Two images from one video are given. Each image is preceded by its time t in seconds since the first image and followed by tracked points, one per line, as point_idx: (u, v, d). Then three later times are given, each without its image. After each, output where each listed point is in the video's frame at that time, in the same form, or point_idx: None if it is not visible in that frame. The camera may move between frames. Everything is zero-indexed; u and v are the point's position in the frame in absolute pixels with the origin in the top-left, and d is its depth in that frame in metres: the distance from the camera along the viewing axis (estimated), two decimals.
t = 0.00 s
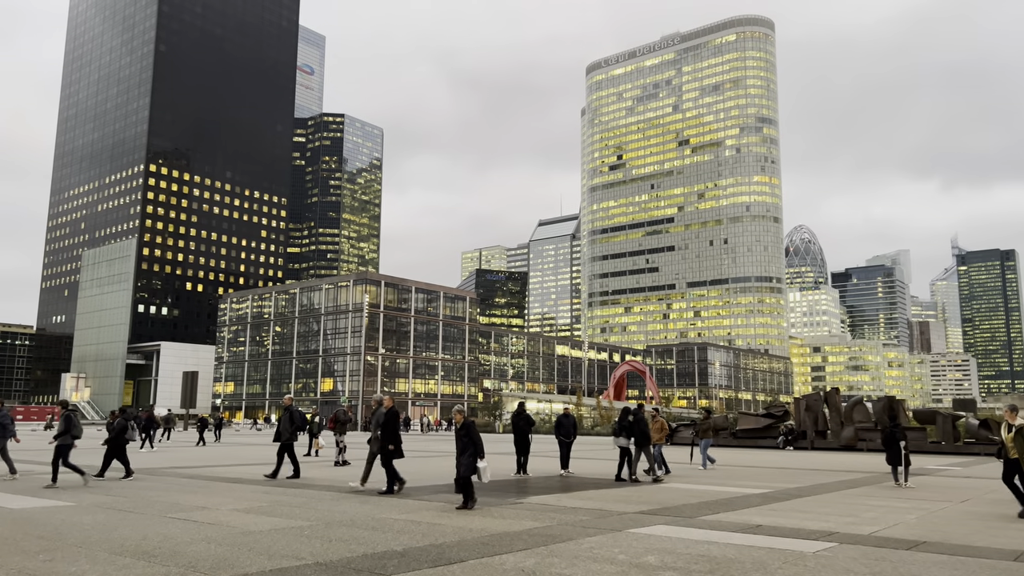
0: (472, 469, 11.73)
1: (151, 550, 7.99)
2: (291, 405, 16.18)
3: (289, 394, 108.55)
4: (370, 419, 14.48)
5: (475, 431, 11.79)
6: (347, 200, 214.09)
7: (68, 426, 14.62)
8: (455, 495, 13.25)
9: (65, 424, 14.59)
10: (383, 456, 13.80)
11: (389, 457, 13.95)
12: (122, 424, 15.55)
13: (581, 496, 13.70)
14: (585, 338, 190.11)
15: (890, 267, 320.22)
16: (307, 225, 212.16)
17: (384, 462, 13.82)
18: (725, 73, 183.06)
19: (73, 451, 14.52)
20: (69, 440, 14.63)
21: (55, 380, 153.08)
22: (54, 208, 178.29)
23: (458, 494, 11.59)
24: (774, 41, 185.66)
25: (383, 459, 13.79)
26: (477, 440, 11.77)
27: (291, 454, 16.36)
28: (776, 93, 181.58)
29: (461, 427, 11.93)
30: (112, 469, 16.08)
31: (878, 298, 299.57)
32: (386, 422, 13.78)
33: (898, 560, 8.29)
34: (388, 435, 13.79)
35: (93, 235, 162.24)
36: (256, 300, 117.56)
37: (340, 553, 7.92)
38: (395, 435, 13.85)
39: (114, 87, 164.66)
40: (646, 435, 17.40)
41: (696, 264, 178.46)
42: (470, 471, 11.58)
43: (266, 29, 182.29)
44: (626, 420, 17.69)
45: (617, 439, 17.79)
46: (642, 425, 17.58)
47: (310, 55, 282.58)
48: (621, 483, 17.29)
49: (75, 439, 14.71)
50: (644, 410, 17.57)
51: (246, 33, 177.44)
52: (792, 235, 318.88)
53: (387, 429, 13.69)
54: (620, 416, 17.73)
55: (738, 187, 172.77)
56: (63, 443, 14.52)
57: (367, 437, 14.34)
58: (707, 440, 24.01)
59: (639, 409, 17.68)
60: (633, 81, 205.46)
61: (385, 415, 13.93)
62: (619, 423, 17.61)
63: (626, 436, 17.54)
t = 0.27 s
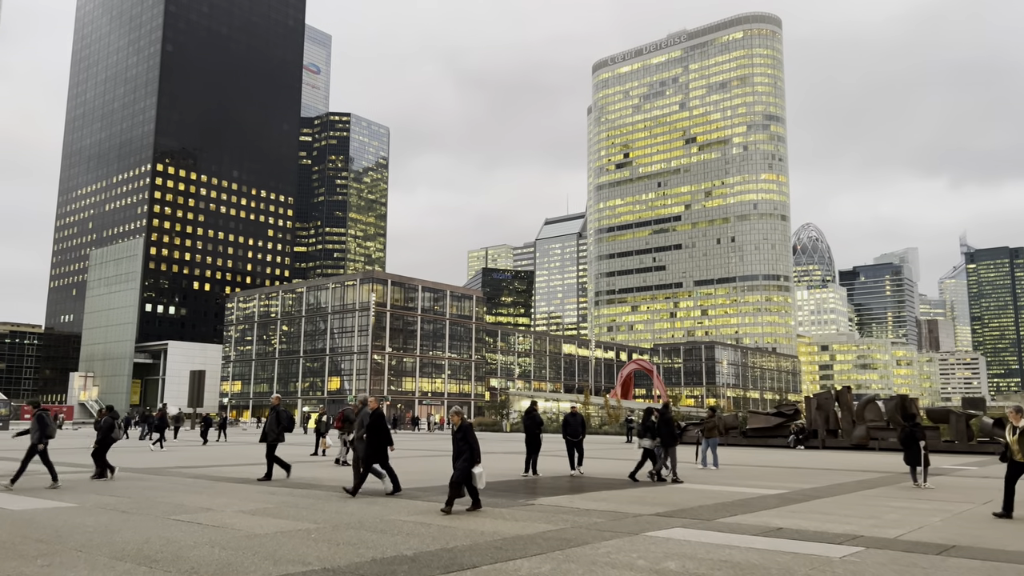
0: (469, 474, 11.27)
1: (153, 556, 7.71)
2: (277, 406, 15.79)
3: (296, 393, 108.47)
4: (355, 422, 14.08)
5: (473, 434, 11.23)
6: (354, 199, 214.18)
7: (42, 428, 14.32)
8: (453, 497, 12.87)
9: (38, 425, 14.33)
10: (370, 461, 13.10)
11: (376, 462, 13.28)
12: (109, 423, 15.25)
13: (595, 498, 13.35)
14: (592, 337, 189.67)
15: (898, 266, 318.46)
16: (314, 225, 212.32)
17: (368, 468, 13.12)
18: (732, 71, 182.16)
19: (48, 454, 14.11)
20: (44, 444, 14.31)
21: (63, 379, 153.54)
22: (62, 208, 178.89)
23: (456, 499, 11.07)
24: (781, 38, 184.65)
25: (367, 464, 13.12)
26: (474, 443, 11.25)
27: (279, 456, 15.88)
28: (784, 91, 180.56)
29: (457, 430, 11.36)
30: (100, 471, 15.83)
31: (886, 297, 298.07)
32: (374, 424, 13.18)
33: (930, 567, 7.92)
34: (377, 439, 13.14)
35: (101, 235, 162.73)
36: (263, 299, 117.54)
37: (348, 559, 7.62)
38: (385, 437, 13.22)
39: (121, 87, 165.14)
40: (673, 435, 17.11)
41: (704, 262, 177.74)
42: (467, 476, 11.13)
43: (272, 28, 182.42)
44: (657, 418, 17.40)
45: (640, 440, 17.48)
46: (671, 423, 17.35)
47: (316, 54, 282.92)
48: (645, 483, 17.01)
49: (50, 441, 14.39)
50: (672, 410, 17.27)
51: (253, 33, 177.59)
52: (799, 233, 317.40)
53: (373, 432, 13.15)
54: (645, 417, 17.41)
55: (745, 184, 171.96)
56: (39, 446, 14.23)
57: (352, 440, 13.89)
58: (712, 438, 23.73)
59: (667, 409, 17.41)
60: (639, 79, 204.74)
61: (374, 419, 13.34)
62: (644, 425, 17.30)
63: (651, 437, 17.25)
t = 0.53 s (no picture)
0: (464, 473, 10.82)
1: (155, 558, 7.46)
2: (264, 404, 15.57)
3: (304, 392, 108.42)
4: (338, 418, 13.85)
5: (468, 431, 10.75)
6: (361, 199, 214.35)
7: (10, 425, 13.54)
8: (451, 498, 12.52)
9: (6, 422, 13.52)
10: (349, 458, 12.85)
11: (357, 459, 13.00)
12: (94, 422, 14.93)
13: (607, 499, 13.03)
14: (600, 336, 189.14)
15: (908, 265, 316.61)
16: (322, 224, 212.57)
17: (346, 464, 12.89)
18: (740, 69, 181.28)
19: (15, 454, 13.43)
20: (10, 441, 13.52)
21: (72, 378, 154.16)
22: (71, 208, 179.68)
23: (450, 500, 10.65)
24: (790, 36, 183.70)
25: (347, 461, 12.91)
26: (471, 443, 10.79)
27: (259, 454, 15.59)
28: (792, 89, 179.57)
29: (451, 427, 10.87)
30: (75, 470, 15.44)
31: (895, 296, 296.29)
32: (355, 419, 12.97)
33: (960, 571, 7.61)
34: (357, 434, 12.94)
35: (109, 235, 163.36)
36: (271, 298, 117.56)
37: (356, 561, 7.33)
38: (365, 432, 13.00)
39: (129, 88, 165.77)
40: (698, 434, 16.93)
41: (712, 261, 176.95)
42: (462, 477, 10.69)
43: (280, 28, 182.74)
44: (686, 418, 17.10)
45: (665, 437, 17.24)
46: (696, 422, 17.17)
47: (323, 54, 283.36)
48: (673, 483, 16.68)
49: (18, 439, 13.58)
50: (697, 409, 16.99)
51: (261, 33, 177.89)
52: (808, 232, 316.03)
53: (355, 431, 12.93)
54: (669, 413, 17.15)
55: (754, 183, 171.13)
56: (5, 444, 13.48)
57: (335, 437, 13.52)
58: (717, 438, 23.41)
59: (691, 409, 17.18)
60: (647, 77, 204.06)
61: (355, 412, 13.14)
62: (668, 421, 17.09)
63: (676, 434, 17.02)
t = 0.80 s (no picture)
0: (456, 476, 10.39)
1: (151, 565, 7.15)
2: (247, 403, 15.09)
3: (312, 392, 108.44)
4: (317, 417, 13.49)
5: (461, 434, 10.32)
6: (368, 198, 214.51)
7: None
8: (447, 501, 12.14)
9: None
10: (331, 463, 12.50)
11: (337, 464, 12.67)
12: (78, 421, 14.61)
13: (619, 501, 12.70)
14: (607, 335, 188.67)
15: (917, 264, 314.56)
16: (329, 224, 212.69)
17: (327, 470, 12.55)
18: (748, 67, 180.40)
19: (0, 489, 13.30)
20: None
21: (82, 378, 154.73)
22: (79, 208, 180.37)
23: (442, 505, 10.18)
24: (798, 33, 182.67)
25: (326, 466, 12.55)
26: (463, 445, 10.37)
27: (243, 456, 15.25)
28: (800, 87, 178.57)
29: (443, 429, 10.37)
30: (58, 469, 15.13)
31: (904, 295, 294.35)
32: (333, 423, 12.63)
33: None
34: (337, 438, 12.59)
35: (118, 235, 163.93)
36: (278, 298, 117.57)
37: (360, 569, 7.03)
38: (347, 437, 12.64)
39: (137, 88, 166.23)
40: (723, 435, 16.36)
41: (719, 260, 176.21)
42: (455, 479, 10.25)
43: (287, 28, 183.00)
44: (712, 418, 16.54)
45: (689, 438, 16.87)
46: (721, 423, 16.57)
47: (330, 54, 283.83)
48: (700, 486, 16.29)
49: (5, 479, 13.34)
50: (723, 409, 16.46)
51: (268, 33, 178.06)
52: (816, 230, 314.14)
53: (334, 432, 12.53)
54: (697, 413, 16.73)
55: (762, 182, 170.27)
56: None
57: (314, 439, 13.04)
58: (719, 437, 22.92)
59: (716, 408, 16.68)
60: (654, 76, 203.23)
61: (332, 415, 12.76)
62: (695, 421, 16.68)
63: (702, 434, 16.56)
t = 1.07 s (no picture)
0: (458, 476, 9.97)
1: (159, 568, 6.95)
2: (241, 401, 14.82)
3: (327, 391, 108.69)
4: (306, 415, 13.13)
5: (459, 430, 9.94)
6: (382, 198, 214.95)
7: None
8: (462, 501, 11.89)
9: None
10: (318, 461, 12.07)
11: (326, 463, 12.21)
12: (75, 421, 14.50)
13: (639, 502, 12.41)
14: (621, 334, 187.94)
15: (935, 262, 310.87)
16: (344, 224, 213.39)
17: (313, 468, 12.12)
18: (763, 64, 178.94)
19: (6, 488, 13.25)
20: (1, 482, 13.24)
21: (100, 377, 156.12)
22: (97, 209, 182.02)
23: (442, 507, 9.77)
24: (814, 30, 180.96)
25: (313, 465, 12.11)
26: (461, 441, 9.97)
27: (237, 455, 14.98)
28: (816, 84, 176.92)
29: (440, 426, 10.03)
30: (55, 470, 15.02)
31: (922, 293, 291.06)
32: (318, 419, 12.23)
33: None
34: (323, 436, 12.13)
35: (135, 235, 165.22)
36: (293, 298, 117.98)
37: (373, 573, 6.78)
38: (334, 435, 12.21)
39: (153, 89, 167.52)
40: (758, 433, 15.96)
41: (735, 259, 174.93)
42: (453, 479, 9.86)
43: (301, 29, 183.68)
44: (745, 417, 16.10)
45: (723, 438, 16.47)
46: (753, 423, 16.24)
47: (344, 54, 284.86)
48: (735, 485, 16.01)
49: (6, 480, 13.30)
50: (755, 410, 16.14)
51: (282, 34, 178.86)
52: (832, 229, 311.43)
53: (321, 428, 12.10)
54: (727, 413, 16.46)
55: (777, 179, 168.84)
56: None
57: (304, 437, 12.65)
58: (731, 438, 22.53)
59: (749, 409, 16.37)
60: (668, 73, 202.13)
61: (318, 412, 12.38)
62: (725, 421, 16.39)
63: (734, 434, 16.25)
